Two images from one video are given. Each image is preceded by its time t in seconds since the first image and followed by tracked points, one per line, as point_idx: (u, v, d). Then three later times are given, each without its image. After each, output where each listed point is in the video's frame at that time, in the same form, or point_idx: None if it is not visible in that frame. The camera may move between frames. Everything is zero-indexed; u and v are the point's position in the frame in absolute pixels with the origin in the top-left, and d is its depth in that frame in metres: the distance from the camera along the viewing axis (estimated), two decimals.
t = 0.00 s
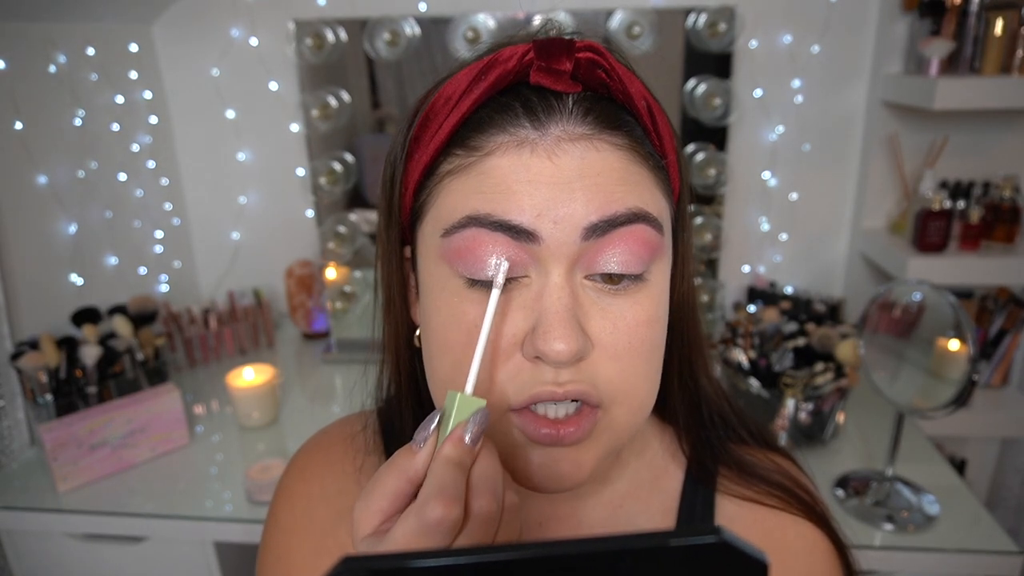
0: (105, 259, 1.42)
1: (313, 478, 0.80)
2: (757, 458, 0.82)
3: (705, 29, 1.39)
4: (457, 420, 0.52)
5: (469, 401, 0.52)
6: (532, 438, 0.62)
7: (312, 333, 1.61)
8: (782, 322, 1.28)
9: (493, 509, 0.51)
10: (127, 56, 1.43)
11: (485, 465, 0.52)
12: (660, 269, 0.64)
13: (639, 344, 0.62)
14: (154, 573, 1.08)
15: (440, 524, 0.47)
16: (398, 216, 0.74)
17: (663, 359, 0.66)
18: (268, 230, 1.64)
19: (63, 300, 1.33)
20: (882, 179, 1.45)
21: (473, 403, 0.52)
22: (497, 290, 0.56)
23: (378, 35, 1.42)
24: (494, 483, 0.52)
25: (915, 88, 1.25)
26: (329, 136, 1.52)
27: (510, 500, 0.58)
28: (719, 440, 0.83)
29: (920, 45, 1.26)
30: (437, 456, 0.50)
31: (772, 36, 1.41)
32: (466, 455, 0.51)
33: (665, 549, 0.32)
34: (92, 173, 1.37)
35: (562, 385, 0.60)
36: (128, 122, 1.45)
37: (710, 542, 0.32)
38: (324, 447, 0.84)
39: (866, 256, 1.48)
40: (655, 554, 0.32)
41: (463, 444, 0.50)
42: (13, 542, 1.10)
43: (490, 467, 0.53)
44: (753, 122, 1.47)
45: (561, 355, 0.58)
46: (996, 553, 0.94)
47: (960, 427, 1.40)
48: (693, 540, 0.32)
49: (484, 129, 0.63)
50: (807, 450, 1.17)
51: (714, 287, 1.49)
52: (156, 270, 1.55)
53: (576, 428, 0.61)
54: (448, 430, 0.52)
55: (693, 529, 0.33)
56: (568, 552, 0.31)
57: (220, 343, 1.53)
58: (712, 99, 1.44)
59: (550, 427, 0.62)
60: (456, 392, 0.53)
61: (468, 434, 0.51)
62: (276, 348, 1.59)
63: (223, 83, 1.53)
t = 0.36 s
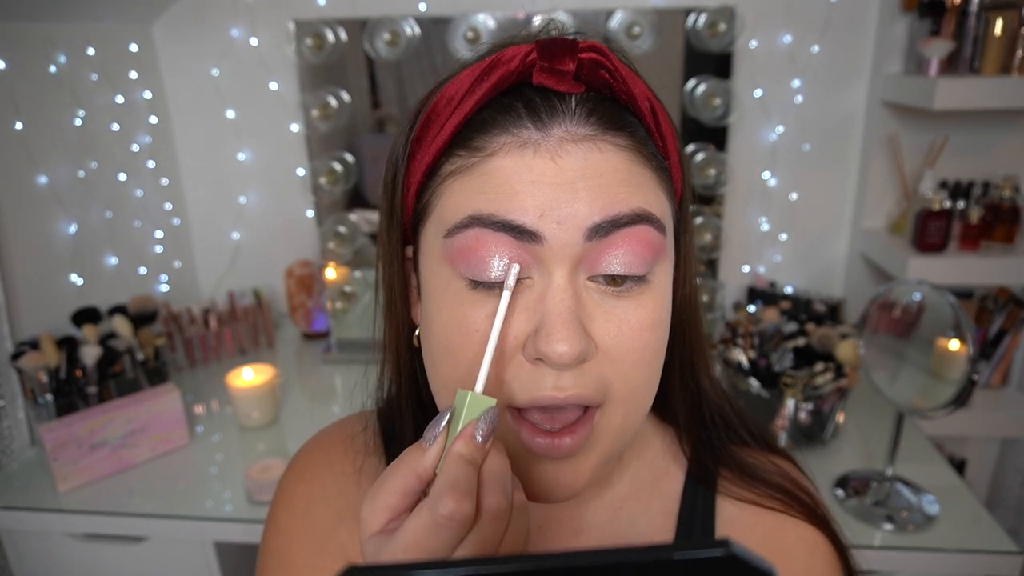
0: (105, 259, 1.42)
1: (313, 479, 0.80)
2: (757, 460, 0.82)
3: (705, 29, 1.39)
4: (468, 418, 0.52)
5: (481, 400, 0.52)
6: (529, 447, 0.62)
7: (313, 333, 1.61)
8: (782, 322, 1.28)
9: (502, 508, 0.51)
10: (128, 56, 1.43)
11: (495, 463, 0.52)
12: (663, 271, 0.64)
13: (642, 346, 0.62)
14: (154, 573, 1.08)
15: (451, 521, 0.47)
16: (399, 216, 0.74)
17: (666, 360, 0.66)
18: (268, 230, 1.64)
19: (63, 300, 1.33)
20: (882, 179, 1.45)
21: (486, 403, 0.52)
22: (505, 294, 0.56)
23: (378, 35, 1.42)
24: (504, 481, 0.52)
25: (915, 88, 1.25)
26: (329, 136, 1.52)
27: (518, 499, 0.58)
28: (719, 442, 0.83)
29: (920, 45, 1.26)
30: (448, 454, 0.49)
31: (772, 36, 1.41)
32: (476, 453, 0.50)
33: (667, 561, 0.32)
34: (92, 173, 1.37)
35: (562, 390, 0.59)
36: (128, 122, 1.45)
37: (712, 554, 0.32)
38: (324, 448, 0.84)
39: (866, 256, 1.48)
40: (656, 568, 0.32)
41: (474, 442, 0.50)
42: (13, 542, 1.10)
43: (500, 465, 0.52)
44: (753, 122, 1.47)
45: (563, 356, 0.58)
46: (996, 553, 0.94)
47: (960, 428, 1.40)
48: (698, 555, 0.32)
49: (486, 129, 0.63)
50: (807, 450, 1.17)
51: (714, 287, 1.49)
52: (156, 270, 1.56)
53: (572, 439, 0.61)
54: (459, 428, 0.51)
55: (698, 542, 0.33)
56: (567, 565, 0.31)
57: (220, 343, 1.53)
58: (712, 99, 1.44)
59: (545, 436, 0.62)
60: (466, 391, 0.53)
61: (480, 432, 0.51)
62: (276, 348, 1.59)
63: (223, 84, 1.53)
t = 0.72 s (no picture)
0: (105, 259, 1.42)
1: (313, 480, 0.80)
2: (759, 460, 0.82)
3: (705, 29, 1.39)
4: (455, 408, 0.52)
5: (470, 390, 0.53)
6: (534, 439, 0.61)
7: (312, 333, 1.61)
8: (782, 322, 1.28)
9: (488, 500, 0.50)
10: (128, 56, 1.43)
11: (483, 454, 0.52)
12: (664, 271, 0.64)
13: (642, 346, 0.62)
14: (154, 573, 1.08)
15: (432, 509, 0.47)
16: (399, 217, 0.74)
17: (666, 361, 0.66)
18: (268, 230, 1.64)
19: (63, 300, 1.33)
20: (882, 179, 1.45)
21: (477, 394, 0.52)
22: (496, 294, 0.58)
23: (378, 35, 1.42)
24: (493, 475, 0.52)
25: (915, 88, 1.25)
26: (329, 136, 1.52)
27: (508, 491, 0.56)
28: (720, 442, 0.83)
29: (920, 45, 1.26)
30: (437, 442, 0.50)
31: (772, 36, 1.41)
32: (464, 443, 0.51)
33: (668, 564, 0.31)
34: (92, 173, 1.37)
35: (564, 390, 0.59)
36: (128, 122, 1.45)
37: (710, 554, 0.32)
38: (325, 448, 0.84)
39: (866, 256, 1.48)
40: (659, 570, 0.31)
41: (462, 431, 0.51)
42: (13, 542, 1.10)
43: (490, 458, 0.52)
44: (753, 122, 1.47)
45: (563, 357, 0.58)
46: (996, 553, 0.94)
47: (960, 428, 1.40)
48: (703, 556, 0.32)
49: (487, 130, 0.63)
50: (807, 450, 1.17)
51: (714, 287, 1.49)
52: (156, 270, 1.55)
53: (579, 428, 0.61)
54: (448, 417, 0.52)
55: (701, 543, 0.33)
56: (568, 565, 0.31)
57: (220, 343, 1.53)
58: (712, 99, 1.44)
59: (552, 426, 0.61)
60: (458, 383, 0.53)
61: (468, 422, 0.51)
62: (276, 348, 1.59)
63: (223, 84, 1.53)
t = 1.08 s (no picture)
0: (105, 259, 1.42)
1: (314, 480, 0.80)
2: (758, 460, 0.82)
3: (705, 29, 1.39)
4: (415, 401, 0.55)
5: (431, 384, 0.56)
6: (534, 432, 0.61)
7: (312, 333, 1.61)
8: (782, 322, 1.27)
9: (427, 493, 0.49)
10: (128, 56, 1.43)
11: (433, 451, 0.52)
12: (666, 270, 0.64)
13: (644, 344, 0.62)
14: (154, 573, 1.08)
15: (365, 495, 0.48)
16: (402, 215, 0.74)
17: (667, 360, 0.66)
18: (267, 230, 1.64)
19: (63, 300, 1.33)
20: (882, 179, 1.45)
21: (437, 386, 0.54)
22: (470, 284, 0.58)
23: (378, 35, 1.42)
24: (439, 470, 0.51)
25: (915, 88, 1.25)
26: (328, 136, 1.52)
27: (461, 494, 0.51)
28: (720, 442, 0.82)
29: (920, 45, 1.26)
30: (386, 433, 0.53)
31: (772, 36, 1.41)
32: (413, 436, 0.53)
33: (666, 562, 0.31)
34: (92, 173, 1.37)
35: (566, 387, 0.59)
36: (128, 122, 1.45)
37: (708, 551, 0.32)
38: (325, 449, 0.84)
39: (866, 256, 1.48)
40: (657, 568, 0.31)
41: (414, 423, 0.53)
42: (12, 542, 1.10)
43: (440, 454, 0.51)
44: (753, 121, 1.47)
45: (566, 354, 0.58)
46: (997, 553, 0.94)
47: (961, 428, 1.40)
48: (702, 555, 0.32)
49: (491, 127, 0.63)
50: (807, 450, 1.17)
51: (714, 287, 1.49)
52: (156, 271, 1.55)
53: (578, 422, 0.61)
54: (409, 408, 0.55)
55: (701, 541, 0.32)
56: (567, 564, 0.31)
57: (220, 343, 1.53)
58: (712, 99, 1.44)
59: (553, 420, 0.61)
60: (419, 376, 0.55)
61: (421, 415, 0.54)
62: (276, 348, 1.59)
63: (223, 84, 1.53)
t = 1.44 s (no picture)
0: (105, 259, 1.42)
1: (312, 481, 0.80)
2: (757, 459, 0.82)
3: (705, 29, 1.39)
4: (416, 396, 0.55)
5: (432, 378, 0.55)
6: (545, 424, 0.61)
7: (312, 333, 1.61)
8: (782, 322, 1.27)
9: (422, 486, 0.50)
10: (127, 56, 1.43)
11: (432, 446, 0.52)
12: (668, 267, 0.64)
13: (648, 341, 0.62)
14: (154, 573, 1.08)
15: (361, 486, 0.49)
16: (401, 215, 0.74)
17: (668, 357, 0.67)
18: (267, 230, 1.64)
19: (63, 300, 1.33)
20: (882, 179, 1.45)
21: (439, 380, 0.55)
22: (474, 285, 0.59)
23: (378, 35, 1.42)
24: (436, 466, 0.51)
25: (915, 88, 1.25)
26: (329, 136, 1.52)
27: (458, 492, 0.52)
28: (717, 442, 0.82)
29: (920, 45, 1.26)
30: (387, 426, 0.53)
31: (772, 37, 1.41)
32: (413, 431, 0.53)
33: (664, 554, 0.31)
34: (91, 173, 1.37)
35: (574, 381, 0.59)
36: (128, 122, 1.45)
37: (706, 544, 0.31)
38: (324, 449, 0.84)
39: (866, 256, 1.48)
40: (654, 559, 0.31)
41: (415, 420, 0.54)
42: (12, 542, 1.10)
43: (438, 450, 0.52)
44: (753, 121, 1.47)
45: (574, 351, 0.58)
46: (996, 553, 0.94)
47: (960, 428, 1.40)
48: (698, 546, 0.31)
49: (495, 126, 0.63)
50: (807, 450, 1.17)
51: (714, 287, 1.49)
52: (156, 271, 1.55)
53: (587, 411, 0.60)
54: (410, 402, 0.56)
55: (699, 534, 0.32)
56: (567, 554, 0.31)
57: (220, 343, 1.53)
58: (712, 99, 1.43)
59: (561, 409, 0.60)
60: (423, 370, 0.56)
61: (422, 411, 0.54)
62: (276, 348, 1.59)
63: (223, 83, 1.53)
